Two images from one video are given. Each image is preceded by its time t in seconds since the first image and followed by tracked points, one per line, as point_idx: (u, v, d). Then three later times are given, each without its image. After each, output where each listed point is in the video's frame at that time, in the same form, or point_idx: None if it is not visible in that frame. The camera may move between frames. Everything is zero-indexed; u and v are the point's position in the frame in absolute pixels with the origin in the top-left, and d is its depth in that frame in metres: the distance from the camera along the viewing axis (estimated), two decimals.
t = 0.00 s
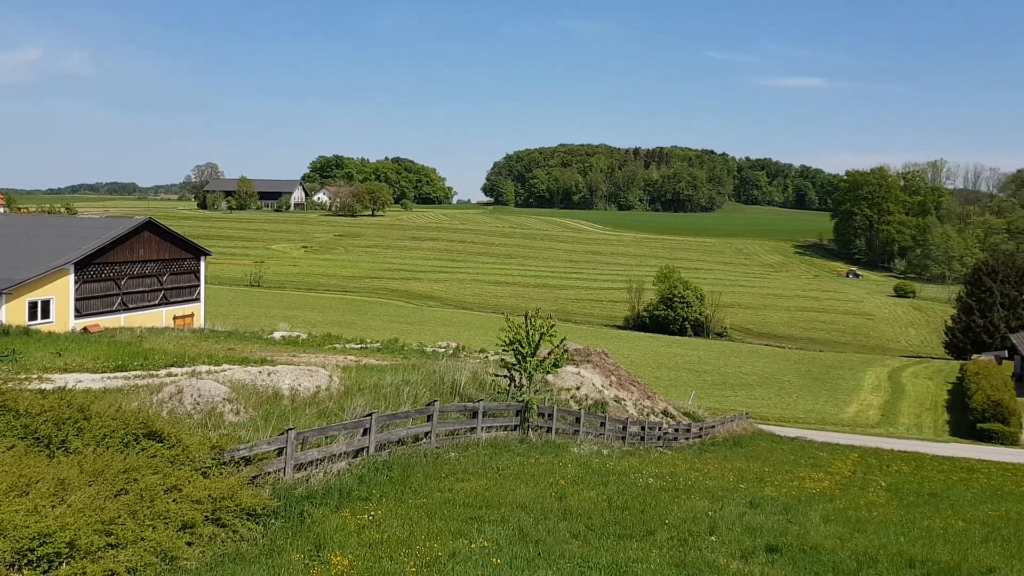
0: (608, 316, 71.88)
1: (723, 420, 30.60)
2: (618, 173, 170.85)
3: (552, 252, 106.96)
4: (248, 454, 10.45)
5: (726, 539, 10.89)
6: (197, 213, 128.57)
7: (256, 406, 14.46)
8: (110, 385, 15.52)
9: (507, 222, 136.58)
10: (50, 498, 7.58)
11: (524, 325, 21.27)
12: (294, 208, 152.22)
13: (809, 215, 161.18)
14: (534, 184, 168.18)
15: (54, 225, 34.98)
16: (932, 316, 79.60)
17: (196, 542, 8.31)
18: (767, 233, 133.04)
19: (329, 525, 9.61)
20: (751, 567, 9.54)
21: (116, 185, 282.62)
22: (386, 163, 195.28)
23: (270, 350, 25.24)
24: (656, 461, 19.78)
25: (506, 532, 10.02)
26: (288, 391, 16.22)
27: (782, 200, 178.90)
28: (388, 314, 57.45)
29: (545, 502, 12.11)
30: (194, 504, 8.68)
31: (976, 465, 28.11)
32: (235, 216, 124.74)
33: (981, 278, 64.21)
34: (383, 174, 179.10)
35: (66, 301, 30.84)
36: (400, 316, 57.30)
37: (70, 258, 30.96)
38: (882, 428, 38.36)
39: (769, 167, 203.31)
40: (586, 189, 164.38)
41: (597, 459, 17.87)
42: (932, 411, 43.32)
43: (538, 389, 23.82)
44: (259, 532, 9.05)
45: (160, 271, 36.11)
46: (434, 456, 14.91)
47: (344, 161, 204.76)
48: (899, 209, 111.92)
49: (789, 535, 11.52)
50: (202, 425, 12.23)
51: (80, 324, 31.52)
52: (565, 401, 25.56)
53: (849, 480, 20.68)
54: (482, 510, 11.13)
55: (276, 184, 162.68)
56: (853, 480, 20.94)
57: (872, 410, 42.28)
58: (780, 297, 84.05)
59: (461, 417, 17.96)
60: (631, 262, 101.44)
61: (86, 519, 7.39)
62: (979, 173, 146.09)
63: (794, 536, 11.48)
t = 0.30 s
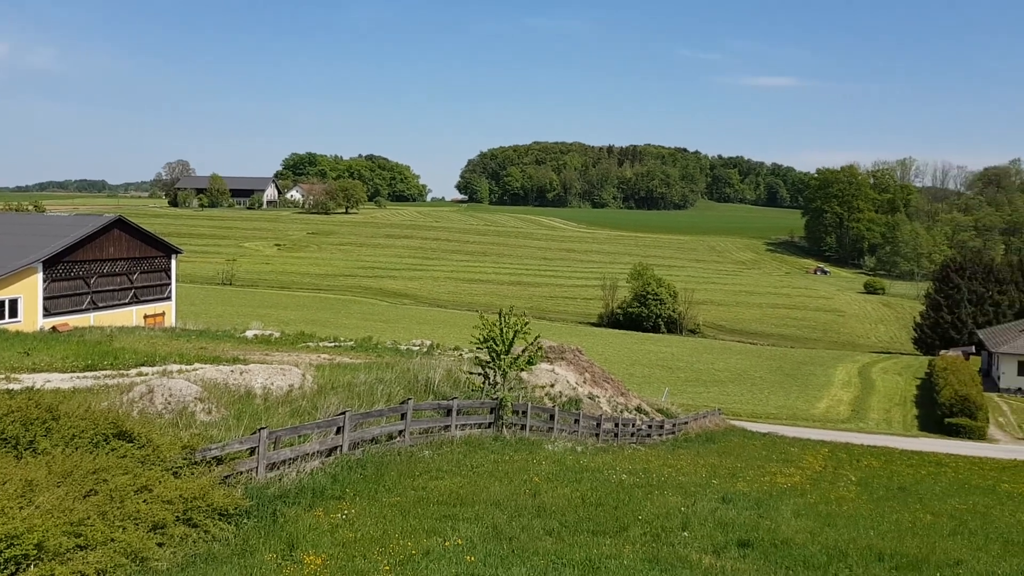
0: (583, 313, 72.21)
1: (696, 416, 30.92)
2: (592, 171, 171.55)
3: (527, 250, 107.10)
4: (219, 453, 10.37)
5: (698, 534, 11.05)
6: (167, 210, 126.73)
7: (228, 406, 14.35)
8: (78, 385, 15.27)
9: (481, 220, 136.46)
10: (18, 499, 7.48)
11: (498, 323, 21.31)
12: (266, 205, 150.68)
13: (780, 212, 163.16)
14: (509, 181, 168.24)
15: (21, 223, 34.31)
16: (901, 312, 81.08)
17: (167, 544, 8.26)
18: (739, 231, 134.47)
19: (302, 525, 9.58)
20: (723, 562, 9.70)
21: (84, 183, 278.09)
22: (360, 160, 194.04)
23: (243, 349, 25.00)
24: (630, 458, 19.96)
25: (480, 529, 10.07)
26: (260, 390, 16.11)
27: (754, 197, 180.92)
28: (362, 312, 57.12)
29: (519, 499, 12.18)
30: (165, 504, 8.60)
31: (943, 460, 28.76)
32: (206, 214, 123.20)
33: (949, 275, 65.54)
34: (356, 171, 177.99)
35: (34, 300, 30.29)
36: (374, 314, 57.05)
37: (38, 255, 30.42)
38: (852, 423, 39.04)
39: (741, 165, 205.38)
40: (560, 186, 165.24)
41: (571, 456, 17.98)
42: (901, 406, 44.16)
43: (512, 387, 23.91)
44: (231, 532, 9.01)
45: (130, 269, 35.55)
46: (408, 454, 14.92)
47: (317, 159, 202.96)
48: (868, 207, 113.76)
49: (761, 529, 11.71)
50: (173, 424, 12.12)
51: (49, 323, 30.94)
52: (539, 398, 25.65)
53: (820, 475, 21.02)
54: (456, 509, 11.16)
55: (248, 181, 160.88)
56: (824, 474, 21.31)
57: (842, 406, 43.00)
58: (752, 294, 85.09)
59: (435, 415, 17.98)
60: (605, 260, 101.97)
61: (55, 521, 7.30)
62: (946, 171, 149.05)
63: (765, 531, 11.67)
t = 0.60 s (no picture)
0: (550, 310, 72.51)
1: (663, 412, 31.31)
2: (559, 168, 172.07)
3: (494, 247, 107.10)
4: (183, 453, 10.28)
5: (664, 528, 11.25)
6: (127, 208, 124.15)
7: (192, 405, 14.19)
8: (37, 385, 14.95)
9: (449, 217, 136.09)
10: None
11: (466, 320, 21.34)
12: (230, 202, 148.45)
13: (744, 209, 165.49)
14: (476, 178, 167.99)
15: None
16: (862, 308, 82.86)
17: (131, 544, 8.19)
18: (704, 228, 136.11)
19: (269, 524, 9.56)
20: (688, 555, 9.90)
21: (42, 180, 271.13)
22: (325, 157, 192.03)
23: (209, 348, 24.68)
24: (597, 453, 20.16)
25: (447, 526, 10.14)
26: (225, 389, 15.96)
27: (719, 194, 183.11)
28: (329, 310, 56.61)
29: (487, 496, 12.28)
30: (128, 505, 8.50)
31: (903, 452, 29.54)
32: (168, 211, 120.95)
33: (909, 271, 67.35)
34: (323, 168, 176.28)
35: None
36: (341, 311, 56.61)
37: None
38: (815, 417, 39.85)
39: (706, 163, 207.36)
40: (528, 183, 165.61)
41: (539, 453, 18.10)
42: (863, 400, 45.19)
43: (480, 384, 24.00)
44: (196, 533, 8.96)
45: (92, 267, 34.80)
46: (375, 452, 14.91)
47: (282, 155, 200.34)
48: (830, 204, 115.95)
49: (726, 523, 11.96)
50: (136, 424, 11.95)
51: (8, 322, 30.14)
52: (507, 395, 25.80)
53: (784, 468, 21.48)
54: (424, 506, 11.20)
55: (211, 178, 158.32)
56: (789, 468, 21.75)
57: (806, 400, 43.87)
58: (718, 291, 86.25)
59: (403, 412, 18.01)
60: (572, 257, 102.45)
61: (14, 524, 7.18)
62: (906, 169, 152.47)
63: (730, 524, 11.92)
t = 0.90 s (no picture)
0: (508, 306, 72.78)
1: (619, 406, 31.76)
2: (517, 164, 172.42)
3: (452, 243, 106.90)
4: (136, 452, 10.13)
5: (620, 521, 11.48)
6: (73, 202, 120.50)
7: (144, 403, 13.95)
8: None
9: (406, 212, 135.32)
10: None
11: (423, 316, 21.35)
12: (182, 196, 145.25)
13: (699, 206, 168.19)
14: (434, 173, 167.28)
15: None
16: (812, 302, 85.04)
17: (81, 546, 8.07)
18: (659, 224, 137.99)
19: (223, 523, 9.49)
20: (643, 547, 10.12)
21: None
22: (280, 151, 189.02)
23: (161, 345, 24.18)
24: (554, 448, 20.39)
25: (404, 523, 10.20)
26: (178, 387, 15.71)
27: (674, 190, 185.59)
28: (285, 306, 55.89)
29: (444, 492, 12.35)
30: (78, 506, 8.36)
31: (852, 443, 30.48)
32: (116, 206, 117.77)
33: (859, 267, 69.12)
34: (277, 163, 173.56)
35: None
36: (296, 308, 55.94)
37: None
38: (767, 410, 40.84)
39: (661, 159, 209.87)
40: (485, 179, 165.58)
41: (497, 448, 18.23)
42: (813, 393, 46.43)
43: (437, 380, 24.04)
44: (148, 533, 8.87)
45: (41, 263, 33.81)
46: (332, 450, 14.86)
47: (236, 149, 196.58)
48: (781, 200, 118.49)
49: (680, 516, 12.25)
50: (85, 423, 11.71)
51: None
52: (464, 391, 25.89)
53: (737, 461, 22.01)
54: (381, 503, 11.23)
55: (162, 172, 154.68)
56: (741, 460, 22.31)
57: (758, 393, 44.94)
58: (673, 286, 87.56)
59: (360, 409, 17.98)
60: (530, 252, 102.89)
61: None
62: (855, 166, 156.48)
63: (685, 516, 12.23)
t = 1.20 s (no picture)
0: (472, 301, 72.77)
1: (583, 400, 32.10)
2: (482, 159, 172.01)
3: (416, 238, 106.41)
4: (95, 451, 9.98)
5: (585, 515, 11.66)
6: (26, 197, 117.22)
7: (103, 400, 13.73)
8: None
9: (370, 207, 134.31)
10: None
11: (387, 311, 21.29)
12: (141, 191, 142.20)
13: (662, 201, 169.85)
14: (398, 168, 166.24)
15: None
16: (772, 297, 86.65)
17: (39, 546, 7.96)
18: (622, 219, 139.11)
19: (186, 521, 9.45)
20: (608, 540, 10.30)
21: None
22: (242, 146, 186.02)
23: (120, 341, 23.73)
24: (518, 442, 20.55)
25: (369, 519, 10.23)
26: (138, 385, 15.47)
27: (637, 186, 187.12)
28: (247, 302, 55.14)
29: (410, 488, 12.40)
30: (37, 505, 8.21)
31: (811, 435, 31.24)
32: (72, 201, 114.90)
33: (818, 261, 70.69)
34: (239, 157, 170.86)
35: None
36: (258, 304, 55.22)
37: None
38: (728, 403, 41.59)
39: (625, 154, 211.15)
40: (450, 174, 164.96)
41: (461, 443, 18.31)
42: (773, 386, 47.40)
43: (402, 375, 24.05)
44: (108, 532, 8.79)
45: None
46: (295, 446, 14.81)
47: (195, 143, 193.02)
48: (743, 195, 119.83)
49: (644, 508, 12.48)
50: (43, 421, 11.48)
51: None
52: (429, 386, 25.92)
53: (699, 453, 22.44)
54: (345, 499, 11.25)
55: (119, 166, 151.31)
56: (703, 452, 22.70)
57: (720, 386, 45.78)
58: (636, 280, 88.42)
59: (324, 406, 17.93)
60: (494, 248, 102.95)
61: None
62: (814, 162, 159.24)
63: (649, 509, 12.46)
